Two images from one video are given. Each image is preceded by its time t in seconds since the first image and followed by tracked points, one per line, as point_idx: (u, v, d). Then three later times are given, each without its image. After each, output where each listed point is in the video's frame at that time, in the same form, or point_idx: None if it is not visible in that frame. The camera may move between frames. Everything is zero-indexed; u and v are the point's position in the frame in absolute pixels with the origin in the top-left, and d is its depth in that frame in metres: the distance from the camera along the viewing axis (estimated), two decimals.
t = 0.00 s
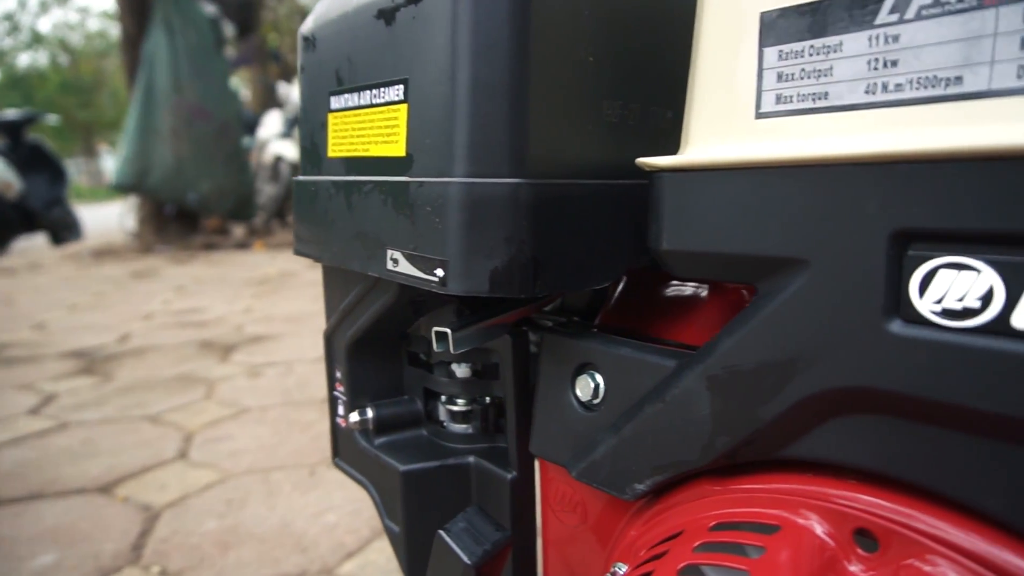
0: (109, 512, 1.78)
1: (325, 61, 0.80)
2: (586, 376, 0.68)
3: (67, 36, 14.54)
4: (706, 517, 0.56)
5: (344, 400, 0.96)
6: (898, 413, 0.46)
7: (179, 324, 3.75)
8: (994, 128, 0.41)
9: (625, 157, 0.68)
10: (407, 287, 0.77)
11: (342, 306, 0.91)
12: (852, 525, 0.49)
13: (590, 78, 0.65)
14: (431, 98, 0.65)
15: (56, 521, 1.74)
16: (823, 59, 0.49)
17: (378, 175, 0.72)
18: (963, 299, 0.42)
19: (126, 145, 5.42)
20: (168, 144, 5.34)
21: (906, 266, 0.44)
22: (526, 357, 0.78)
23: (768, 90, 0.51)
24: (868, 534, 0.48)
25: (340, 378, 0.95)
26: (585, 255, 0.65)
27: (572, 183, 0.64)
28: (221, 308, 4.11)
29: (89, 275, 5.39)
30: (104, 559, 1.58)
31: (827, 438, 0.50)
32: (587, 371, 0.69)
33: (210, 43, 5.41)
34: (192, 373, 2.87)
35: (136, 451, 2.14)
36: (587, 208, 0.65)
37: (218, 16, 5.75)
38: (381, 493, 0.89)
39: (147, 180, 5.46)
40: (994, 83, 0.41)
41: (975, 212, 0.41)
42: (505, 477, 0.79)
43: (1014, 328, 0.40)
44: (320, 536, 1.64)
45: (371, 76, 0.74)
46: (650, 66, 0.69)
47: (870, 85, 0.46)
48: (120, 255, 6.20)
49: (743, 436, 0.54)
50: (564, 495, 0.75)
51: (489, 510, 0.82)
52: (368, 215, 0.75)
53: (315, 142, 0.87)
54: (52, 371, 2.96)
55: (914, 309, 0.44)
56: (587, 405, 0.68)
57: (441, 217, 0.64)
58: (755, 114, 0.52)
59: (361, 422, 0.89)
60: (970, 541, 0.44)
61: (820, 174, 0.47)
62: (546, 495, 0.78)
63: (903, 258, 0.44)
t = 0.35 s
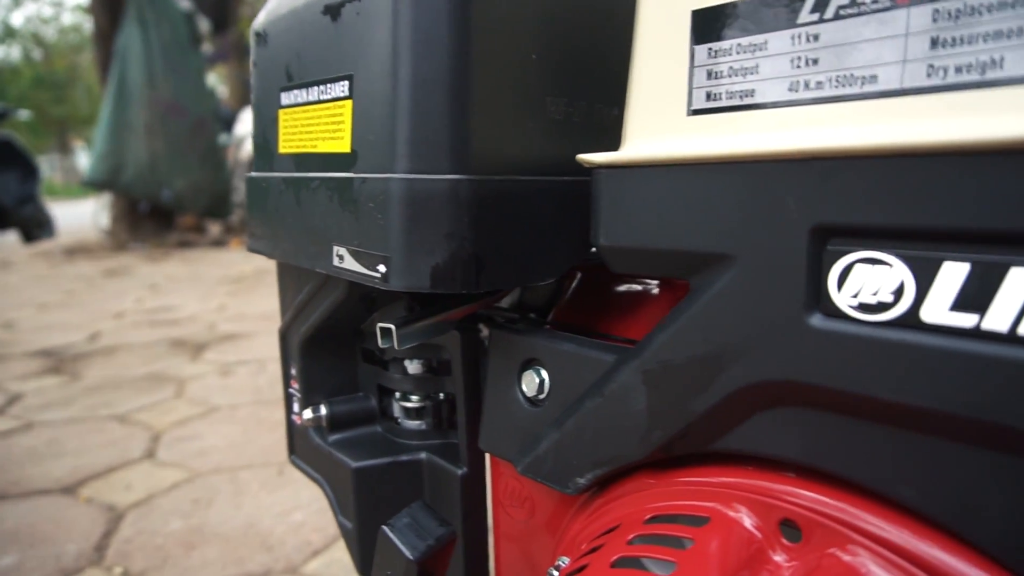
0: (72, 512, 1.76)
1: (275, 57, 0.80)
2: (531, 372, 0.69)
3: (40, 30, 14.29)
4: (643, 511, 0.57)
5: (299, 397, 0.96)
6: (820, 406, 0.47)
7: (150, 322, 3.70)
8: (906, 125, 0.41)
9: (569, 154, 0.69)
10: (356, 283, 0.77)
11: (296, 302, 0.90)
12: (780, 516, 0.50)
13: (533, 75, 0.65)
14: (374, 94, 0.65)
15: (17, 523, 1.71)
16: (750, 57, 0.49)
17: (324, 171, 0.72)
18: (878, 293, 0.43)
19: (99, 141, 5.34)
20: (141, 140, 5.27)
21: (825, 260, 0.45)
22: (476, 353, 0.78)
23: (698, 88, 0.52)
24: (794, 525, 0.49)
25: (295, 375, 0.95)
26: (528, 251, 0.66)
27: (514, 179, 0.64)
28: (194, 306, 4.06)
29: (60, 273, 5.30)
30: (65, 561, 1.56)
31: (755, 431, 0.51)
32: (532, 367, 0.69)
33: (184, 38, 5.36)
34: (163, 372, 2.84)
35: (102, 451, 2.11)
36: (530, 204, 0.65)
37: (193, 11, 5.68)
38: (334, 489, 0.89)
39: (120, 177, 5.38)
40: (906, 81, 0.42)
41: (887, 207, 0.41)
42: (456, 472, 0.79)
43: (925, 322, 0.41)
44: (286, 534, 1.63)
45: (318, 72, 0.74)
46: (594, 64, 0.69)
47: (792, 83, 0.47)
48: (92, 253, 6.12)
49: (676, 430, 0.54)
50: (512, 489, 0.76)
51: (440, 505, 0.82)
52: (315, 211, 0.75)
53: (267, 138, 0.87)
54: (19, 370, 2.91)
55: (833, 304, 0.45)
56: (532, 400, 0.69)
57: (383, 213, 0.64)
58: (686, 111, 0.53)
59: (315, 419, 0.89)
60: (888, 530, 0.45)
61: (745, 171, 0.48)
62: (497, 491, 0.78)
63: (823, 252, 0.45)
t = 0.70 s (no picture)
0: (30, 512, 1.72)
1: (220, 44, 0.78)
2: (477, 363, 0.69)
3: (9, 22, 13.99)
4: (580, 500, 0.57)
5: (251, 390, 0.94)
6: (747, 392, 0.47)
7: (119, 319, 3.65)
8: (826, 110, 0.41)
9: (514, 144, 0.68)
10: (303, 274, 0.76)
11: (246, 294, 0.89)
12: (711, 503, 0.49)
13: (475, 64, 0.65)
14: (314, 81, 0.64)
15: None
16: (680, 43, 0.49)
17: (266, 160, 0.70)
18: (800, 278, 0.42)
19: (67, 135, 5.24)
20: (111, 135, 5.18)
21: (751, 246, 0.45)
22: (424, 345, 0.77)
23: (632, 75, 0.52)
24: (725, 512, 0.49)
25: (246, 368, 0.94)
26: (470, 240, 0.65)
27: (455, 168, 0.64)
28: (164, 303, 4.00)
29: (27, 270, 5.20)
30: (20, 561, 1.53)
31: (687, 418, 0.50)
32: (477, 358, 0.69)
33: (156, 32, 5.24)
34: (129, 369, 2.80)
35: (63, 449, 2.07)
36: (471, 193, 0.65)
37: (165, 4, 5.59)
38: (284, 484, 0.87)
39: (90, 172, 5.28)
40: (827, 66, 0.42)
41: (807, 191, 0.41)
42: (405, 465, 0.79)
43: (844, 307, 0.41)
44: (249, 532, 1.61)
45: (262, 60, 0.73)
46: (538, 53, 0.69)
47: (721, 69, 0.47)
48: (61, 249, 6.01)
49: (612, 418, 0.54)
50: (461, 481, 0.75)
51: (390, 498, 0.82)
52: (260, 201, 0.73)
53: (215, 127, 0.85)
54: None
55: (759, 289, 0.44)
56: (477, 391, 0.69)
57: (322, 202, 0.63)
58: (621, 98, 0.52)
59: (265, 412, 0.88)
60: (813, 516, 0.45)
61: (674, 157, 0.48)
62: (447, 483, 0.77)
63: (749, 238, 0.45)
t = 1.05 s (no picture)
0: None
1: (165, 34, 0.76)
2: (424, 358, 0.68)
3: None
4: (523, 494, 0.56)
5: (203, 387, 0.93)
6: (680, 385, 0.46)
7: (86, 316, 3.57)
8: (755, 100, 0.41)
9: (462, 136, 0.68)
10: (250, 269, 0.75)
11: (196, 289, 0.87)
12: (648, 496, 0.49)
13: (420, 55, 0.64)
14: (256, 71, 0.63)
15: None
16: (617, 34, 0.48)
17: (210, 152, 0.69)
18: (729, 270, 0.42)
19: (35, 129, 5.12)
20: (80, 129, 5.07)
21: (683, 238, 0.44)
22: (375, 341, 0.77)
23: (571, 65, 0.51)
24: (660, 505, 0.49)
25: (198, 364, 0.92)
26: (415, 234, 0.65)
27: (399, 161, 0.63)
28: (134, 300, 3.94)
29: None
30: None
31: (625, 411, 0.50)
32: (425, 352, 0.68)
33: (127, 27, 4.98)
34: (96, 367, 2.74)
35: (24, 449, 2.03)
36: (416, 186, 0.64)
37: None
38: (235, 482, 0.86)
39: (58, 167, 5.17)
40: (756, 57, 0.41)
41: (735, 183, 0.41)
42: (356, 461, 0.78)
43: (771, 298, 0.40)
44: (213, 531, 1.59)
45: (206, 49, 0.71)
46: (487, 45, 0.68)
47: (655, 59, 0.46)
48: (29, 245, 5.89)
49: (553, 412, 0.54)
50: (412, 477, 0.75)
51: (342, 495, 0.81)
52: (204, 193, 0.72)
53: (162, 119, 0.84)
54: None
55: (690, 281, 0.44)
56: (425, 386, 0.68)
57: (262, 194, 0.62)
58: (560, 89, 0.52)
59: (216, 409, 0.86)
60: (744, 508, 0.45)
61: (610, 148, 0.47)
62: (398, 480, 0.77)
63: (681, 229, 0.44)
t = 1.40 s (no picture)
0: None
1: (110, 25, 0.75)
2: (372, 353, 0.68)
3: None
4: (465, 489, 0.56)
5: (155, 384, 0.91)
6: (612, 378, 0.47)
7: (53, 315, 3.51)
8: (680, 93, 0.41)
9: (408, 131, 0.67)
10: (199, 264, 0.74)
11: (147, 284, 0.86)
12: (584, 490, 0.50)
13: (365, 49, 0.64)
14: (197, 63, 0.62)
15: None
16: (550, 28, 0.48)
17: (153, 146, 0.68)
18: (656, 263, 0.42)
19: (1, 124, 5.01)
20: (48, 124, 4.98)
21: (613, 232, 0.45)
22: (326, 336, 0.76)
23: (508, 59, 0.51)
24: (594, 498, 0.49)
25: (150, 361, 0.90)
26: (358, 228, 0.64)
27: (341, 155, 0.63)
28: (104, 299, 3.88)
29: None
30: None
31: (562, 405, 0.51)
32: (373, 348, 0.68)
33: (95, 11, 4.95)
34: (62, 367, 2.70)
35: None
36: (360, 180, 0.64)
37: None
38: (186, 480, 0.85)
39: (25, 163, 5.07)
40: (682, 51, 0.41)
41: (661, 176, 0.41)
42: (307, 458, 0.78)
43: (695, 291, 0.41)
44: (176, 532, 1.57)
45: (150, 41, 0.70)
46: (432, 40, 0.68)
47: (587, 53, 0.46)
48: None
49: (492, 406, 0.54)
50: (362, 474, 0.74)
51: (294, 492, 0.80)
52: (149, 188, 0.71)
53: (110, 112, 0.82)
54: None
55: (620, 275, 0.44)
56: (372, 382, 0.68)
57: (203, 188, 0.61)
58: (497, 84, 0.52)
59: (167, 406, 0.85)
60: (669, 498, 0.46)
61: (544, 142, 0.47)
62: (350, 477, 0.76)
63: (611, 223, 0.45)
